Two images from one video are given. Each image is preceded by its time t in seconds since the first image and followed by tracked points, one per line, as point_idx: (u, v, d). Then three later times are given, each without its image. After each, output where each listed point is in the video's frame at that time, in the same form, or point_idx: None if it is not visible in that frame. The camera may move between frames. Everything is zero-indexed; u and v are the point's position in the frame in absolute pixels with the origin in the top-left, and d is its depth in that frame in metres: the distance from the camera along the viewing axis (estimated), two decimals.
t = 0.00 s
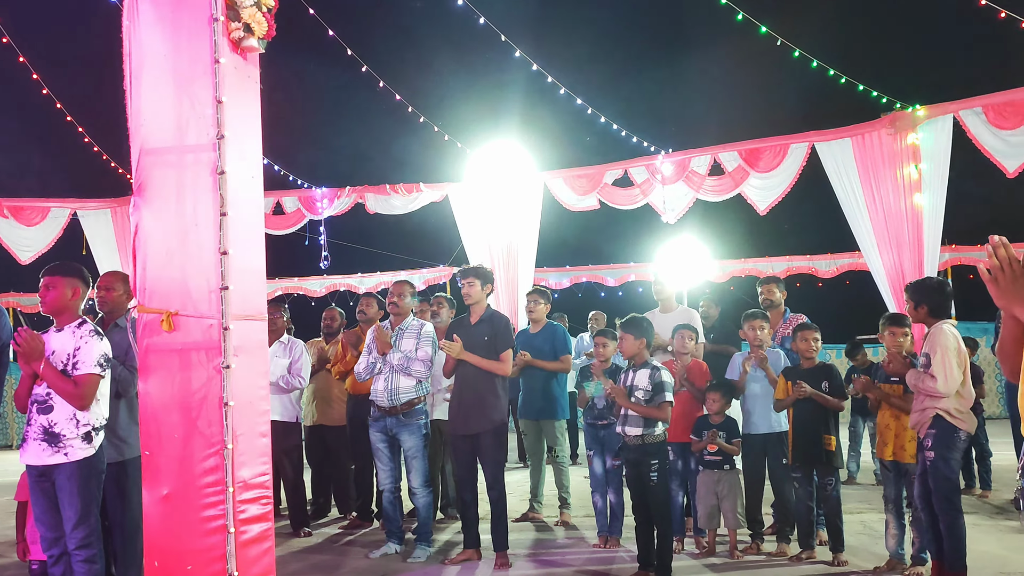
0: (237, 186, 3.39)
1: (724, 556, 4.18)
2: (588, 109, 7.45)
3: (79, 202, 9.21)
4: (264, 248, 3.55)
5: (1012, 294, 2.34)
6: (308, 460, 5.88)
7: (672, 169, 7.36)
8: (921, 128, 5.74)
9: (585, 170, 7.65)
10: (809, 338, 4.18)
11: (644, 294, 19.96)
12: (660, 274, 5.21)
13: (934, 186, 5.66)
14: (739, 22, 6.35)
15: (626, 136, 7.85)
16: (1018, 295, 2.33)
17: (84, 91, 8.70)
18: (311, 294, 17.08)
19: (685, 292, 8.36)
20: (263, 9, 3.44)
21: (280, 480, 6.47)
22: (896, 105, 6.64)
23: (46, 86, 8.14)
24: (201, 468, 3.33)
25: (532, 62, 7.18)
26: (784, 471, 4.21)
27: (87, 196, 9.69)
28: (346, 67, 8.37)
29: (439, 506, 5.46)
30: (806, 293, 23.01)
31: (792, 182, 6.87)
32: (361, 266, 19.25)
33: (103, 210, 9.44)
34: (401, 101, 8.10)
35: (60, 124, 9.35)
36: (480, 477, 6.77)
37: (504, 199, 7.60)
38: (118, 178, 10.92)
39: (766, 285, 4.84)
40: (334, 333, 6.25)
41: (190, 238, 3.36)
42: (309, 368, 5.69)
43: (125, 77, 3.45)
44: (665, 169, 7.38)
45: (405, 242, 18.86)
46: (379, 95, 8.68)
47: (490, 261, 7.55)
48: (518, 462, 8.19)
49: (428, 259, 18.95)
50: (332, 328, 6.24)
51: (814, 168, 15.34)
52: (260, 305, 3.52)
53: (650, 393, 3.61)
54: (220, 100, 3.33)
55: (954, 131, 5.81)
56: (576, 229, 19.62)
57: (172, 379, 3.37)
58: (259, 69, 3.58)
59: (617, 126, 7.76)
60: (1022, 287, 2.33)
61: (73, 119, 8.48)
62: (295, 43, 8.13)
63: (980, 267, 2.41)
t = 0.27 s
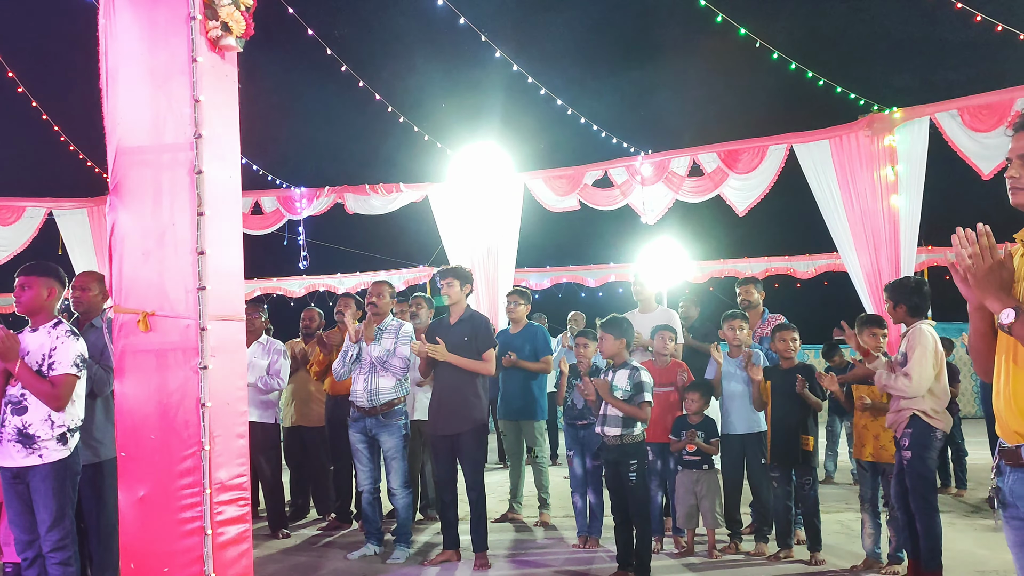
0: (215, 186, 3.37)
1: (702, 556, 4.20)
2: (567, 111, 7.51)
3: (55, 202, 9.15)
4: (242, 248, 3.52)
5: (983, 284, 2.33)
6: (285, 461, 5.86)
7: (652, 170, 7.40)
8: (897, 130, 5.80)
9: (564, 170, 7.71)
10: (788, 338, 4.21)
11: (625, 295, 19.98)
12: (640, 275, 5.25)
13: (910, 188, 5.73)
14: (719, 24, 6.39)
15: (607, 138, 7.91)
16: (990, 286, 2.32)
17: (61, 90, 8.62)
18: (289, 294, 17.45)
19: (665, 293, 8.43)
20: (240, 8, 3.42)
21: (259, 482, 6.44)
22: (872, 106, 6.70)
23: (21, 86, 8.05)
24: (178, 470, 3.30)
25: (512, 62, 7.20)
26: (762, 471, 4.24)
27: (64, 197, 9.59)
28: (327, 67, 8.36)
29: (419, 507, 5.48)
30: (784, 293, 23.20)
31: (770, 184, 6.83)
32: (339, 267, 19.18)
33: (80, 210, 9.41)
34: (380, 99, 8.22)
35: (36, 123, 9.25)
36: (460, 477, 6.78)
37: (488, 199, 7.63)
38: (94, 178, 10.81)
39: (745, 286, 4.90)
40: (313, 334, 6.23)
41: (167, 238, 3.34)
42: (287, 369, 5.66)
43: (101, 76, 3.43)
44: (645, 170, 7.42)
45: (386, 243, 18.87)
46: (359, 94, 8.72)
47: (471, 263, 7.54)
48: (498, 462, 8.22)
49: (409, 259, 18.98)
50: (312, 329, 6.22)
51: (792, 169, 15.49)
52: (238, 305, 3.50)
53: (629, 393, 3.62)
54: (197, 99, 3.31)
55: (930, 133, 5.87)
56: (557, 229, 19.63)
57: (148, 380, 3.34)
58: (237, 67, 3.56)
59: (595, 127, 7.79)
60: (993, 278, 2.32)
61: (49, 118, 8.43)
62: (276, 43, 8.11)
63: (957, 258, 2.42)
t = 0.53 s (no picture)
0: (192, 186, 3.34)
1: (682, 555, 4.22)
2: (548, 111, 7.56)
3: (31, 201, 9.10)
4: (220, 248, 3.50)
5: (961, 291, 2.33)
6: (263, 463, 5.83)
7: (632, 172, 7.46)
8: (875, 132, 5.87)
9: (546, 171, 7.75)
10: (773, 337, 4.26)
11: (604, 295, 20.00)
12: (621, 276, 5.26)
13: (889, 189, 5.79)
14: (698, 25, 6.42)
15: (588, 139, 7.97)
16: (967, 294, 2.32)
17: (38, 88, 8.54)
18: (267, 294, 17.59)
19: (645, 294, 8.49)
20: (219, 6, 3.40)
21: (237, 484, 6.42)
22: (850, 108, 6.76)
23: None
24: (155, 471, 3.27)
25: (493, 62, 7.23)
26: (741, 471, 4.27)
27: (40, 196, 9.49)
28: (307, 66, 8.36)
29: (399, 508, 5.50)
30: (763, 294, 23.38)
31: (749, 186, 6.91)
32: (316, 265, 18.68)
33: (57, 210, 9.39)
34: (359, 99, 8.36)
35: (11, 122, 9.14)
36: (440, 478, 6.78)
37: (471, 199, 7.63)
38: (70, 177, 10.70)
39: (724, 286, 4.88)
40: (292, 335, 6.28)
41: (145, 239, 3.31)
42: (265, 370, 5.73)
43: (78, 75, 3.40)
44: (626, 171, 7.48)
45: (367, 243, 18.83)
46: (339, 94, 8.75)
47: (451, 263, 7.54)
48: (479, 463, 8.23)
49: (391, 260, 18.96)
50: (290, 329, 6.27)
51: (771, 171, 15.61)
52: (217, 306, 3.48)
53: (609, 394, 3.63)
54: (175, 98, 3.27)
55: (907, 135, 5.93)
56: (537, 229, 19.62)
57: (125, 381, 3.32)
58: (215, 66, 3.53)
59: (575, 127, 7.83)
60: (970, 285, 2.33)
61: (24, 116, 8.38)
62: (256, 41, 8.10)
63: (933, 267, 2.43)
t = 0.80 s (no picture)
0: (170, 184, 3.31)
1: (662, 555, 4.25)
2: (529, 112, 7.58)
3: (8, 201, 9.02)
4: (199, 247, 3.47)
5: (934, 286, 2.31)
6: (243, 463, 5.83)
7: (614, 172, 7.52)
8: (855, 133, 5.94)
9: (527, 171, 7.78)
10: (751, 336, 4.29)
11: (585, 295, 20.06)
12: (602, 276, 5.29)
13: (868, 190, 5.83)
14: (679, 26, 6.45)
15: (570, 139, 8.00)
16: (940, 289, 2.30)
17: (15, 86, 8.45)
18: (249, 294, 18.18)
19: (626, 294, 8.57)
20: (197, 3, 3.37)
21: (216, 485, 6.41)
22: (829, 109, 6.80)
23: None
24: (132, 472, 3.24)
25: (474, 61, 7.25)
26: (720, 469, 4.31)
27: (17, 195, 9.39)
28: (289, 66, 8.34)
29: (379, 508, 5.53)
30: (742, 294, 23.55)
31: (728, 187, 6.95)
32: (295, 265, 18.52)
33: (34, 209, 9.31)
34: (341, 99, 8.24)
35: None
36: (421, 479, 6.79)
37: (456, 199, 7.65)
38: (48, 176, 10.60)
39: (705, 286, 4.96)
40: (271, 333, 6.13)
41: (122, 238, 3.29)
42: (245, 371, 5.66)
43: (53, 73, 3.38)
44: (607, 171, 7.55)
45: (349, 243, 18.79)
46: (321, 94, 8.74)
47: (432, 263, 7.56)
48: (460, 463, 8.25)
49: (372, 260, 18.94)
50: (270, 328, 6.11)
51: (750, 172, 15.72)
52: (194, 305, 3.46)
53: (589, 392, 3.64)
54: (152, 96, 3.23)
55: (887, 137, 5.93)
56: (518, 229, 19.64)
57: (101, 381, 3.30)
58: (194, 64, 3.50)
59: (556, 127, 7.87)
60: (944, 280, 2.30)
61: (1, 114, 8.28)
62: (236, 39, 8.07)
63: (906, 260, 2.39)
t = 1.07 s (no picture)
0: (148, 182, 3.28)
1: (643, 553, 4.27)
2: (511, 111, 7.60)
3: None
4: (178, 246, 3.45)
5: (914, 295, 2.35)
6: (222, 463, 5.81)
7: (595, 171, 7.53)
8: (833, 134, 6.00)
9: (508, 171, 7.78)
10: (730, 336, 4.33)
11: (567, 294, 20.10)
12: (583, 275, 5.33)
13: (846, 191, 5.88)
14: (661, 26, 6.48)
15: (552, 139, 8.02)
16: (921, 296, 2.34)
17: None
18: (229, 294, 17.39)
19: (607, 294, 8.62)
20: None
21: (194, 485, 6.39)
22: (809, 110, 6.87)
23: None
24: (109, 472, 3.21)
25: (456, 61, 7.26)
26: (701, 468, 4.33)
27: None
28: (269, 63, 8.32)
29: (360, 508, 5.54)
30: (723, 294, 23.67)
31: (710, 187, 6.99)
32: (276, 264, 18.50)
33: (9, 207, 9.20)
34: (323, 97, 8.26)
35: None
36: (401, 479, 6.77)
37: (440, 199, 7.65)
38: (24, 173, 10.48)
39: (684, 286, 4.95)
40: (252, 334, 6.15)
41: (99, 236, 3.26)
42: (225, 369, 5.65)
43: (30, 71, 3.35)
44: (588, 171, 7.55)
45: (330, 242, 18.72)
46: (302, 93, 8.71)
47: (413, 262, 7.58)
48: (440, 463, 8.25)
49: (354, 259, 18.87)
50: (251, 328, 6.16)
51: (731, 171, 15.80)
52: (172, 305, 3.42)
53: (570, 393, 3.66)
54: (130, 93, 3.21)
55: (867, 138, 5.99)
56: (500, 229, 19.63)
57: (78, 381, 3.27)
58: (173, 62, 3.47)
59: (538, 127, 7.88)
60: (923, 287, 2.35)
61: None
62: (216, 34, 8.03)
63: (889, 271, 2.46)
